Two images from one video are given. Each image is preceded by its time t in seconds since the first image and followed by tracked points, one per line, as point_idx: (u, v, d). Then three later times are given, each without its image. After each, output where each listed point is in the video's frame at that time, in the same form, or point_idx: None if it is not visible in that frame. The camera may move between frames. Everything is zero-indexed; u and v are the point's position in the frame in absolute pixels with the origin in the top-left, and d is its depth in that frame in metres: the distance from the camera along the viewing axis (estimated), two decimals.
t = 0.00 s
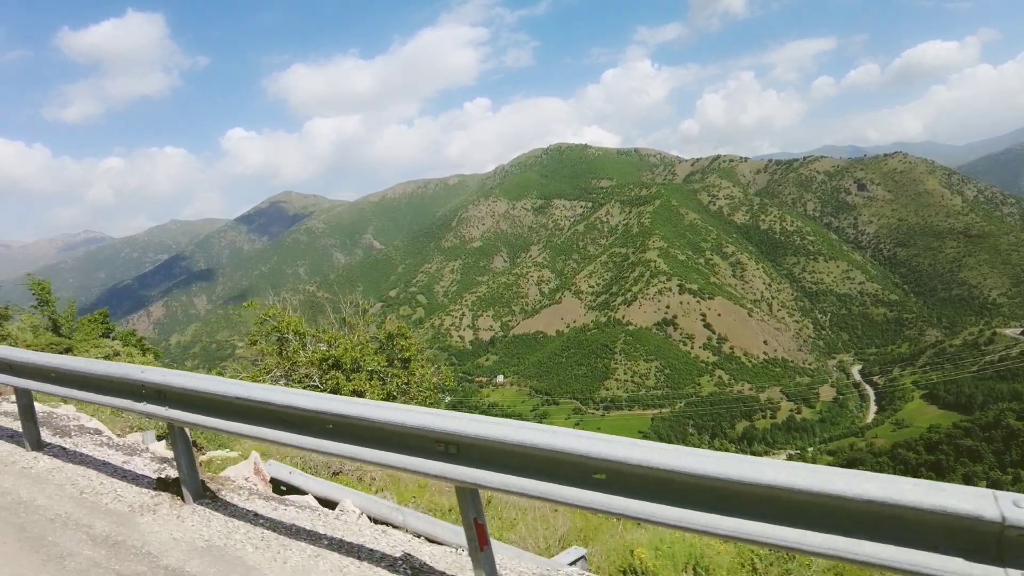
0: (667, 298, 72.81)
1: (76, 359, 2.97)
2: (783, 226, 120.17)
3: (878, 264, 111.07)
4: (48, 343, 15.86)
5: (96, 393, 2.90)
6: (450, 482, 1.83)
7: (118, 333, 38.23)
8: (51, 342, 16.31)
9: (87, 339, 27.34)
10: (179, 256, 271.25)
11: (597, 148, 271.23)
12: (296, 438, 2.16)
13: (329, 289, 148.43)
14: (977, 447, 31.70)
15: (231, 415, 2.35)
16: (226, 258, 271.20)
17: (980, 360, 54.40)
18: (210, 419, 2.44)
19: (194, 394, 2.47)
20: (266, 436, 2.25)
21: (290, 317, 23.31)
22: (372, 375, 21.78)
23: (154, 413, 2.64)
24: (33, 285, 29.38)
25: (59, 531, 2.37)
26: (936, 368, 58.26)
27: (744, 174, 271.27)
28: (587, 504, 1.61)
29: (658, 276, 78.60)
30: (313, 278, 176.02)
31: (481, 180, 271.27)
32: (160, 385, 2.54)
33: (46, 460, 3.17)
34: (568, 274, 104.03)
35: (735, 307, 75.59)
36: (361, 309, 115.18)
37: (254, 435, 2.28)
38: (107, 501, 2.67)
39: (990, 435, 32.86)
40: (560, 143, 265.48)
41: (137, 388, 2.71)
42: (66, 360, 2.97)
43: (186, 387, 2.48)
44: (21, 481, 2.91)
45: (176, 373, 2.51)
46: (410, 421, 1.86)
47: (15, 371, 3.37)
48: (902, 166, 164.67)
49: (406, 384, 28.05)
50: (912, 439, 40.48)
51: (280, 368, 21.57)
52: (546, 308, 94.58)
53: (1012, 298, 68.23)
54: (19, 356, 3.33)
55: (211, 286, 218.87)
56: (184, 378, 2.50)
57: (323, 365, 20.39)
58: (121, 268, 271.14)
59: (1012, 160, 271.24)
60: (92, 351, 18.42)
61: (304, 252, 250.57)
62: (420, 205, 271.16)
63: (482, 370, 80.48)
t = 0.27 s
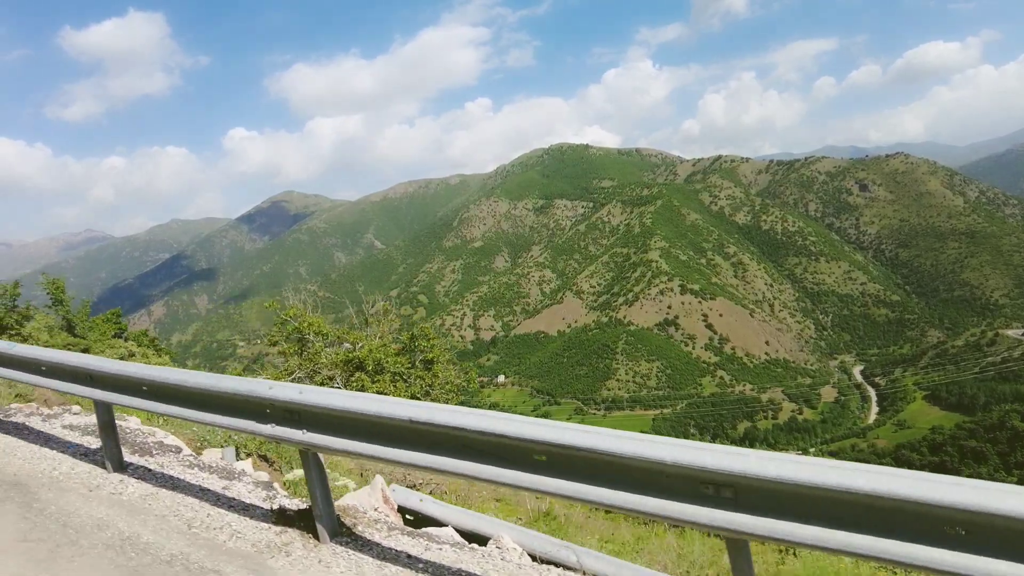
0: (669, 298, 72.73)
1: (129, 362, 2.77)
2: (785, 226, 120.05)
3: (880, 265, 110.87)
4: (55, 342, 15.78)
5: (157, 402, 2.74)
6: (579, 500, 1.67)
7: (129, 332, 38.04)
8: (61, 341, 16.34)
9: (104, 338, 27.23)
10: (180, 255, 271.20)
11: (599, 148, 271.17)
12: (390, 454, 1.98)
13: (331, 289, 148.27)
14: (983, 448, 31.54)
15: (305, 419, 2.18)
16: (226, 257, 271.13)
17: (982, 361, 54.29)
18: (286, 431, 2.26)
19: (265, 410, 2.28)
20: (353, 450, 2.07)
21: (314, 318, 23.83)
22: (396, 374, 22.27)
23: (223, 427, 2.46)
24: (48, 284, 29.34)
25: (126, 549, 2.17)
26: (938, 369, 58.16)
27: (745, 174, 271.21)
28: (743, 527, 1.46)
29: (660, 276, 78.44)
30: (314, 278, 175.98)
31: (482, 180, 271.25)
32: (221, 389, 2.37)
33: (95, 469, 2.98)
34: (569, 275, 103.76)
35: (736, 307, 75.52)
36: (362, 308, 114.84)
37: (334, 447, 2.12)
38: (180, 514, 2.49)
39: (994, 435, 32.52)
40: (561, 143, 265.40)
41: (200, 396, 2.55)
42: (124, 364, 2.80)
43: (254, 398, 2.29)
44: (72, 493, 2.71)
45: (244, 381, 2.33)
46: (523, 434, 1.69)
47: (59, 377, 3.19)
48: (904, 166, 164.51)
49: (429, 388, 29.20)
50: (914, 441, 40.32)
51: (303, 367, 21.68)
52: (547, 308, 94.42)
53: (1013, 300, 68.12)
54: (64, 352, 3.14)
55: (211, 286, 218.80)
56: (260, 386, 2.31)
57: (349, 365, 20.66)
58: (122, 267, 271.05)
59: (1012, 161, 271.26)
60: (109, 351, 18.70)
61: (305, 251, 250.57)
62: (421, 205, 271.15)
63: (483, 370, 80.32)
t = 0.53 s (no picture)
0: (670, 299, 72.54)
1: (214, 368, 2.44)
2: (786, 227, 119.89)
3: (881, 266, 110.66)
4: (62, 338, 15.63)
5: (254, 415, 2.38)
6: (828, 543, 1.37)
7: (145, 333, 37.91)
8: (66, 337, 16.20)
9: (119, 338, 27.12)
10: (182, 254, 271.22)
11: (600, 148, 271.15)
12: (583, 485, 1.63)
13: (332, 288, 148.14)
14: (989, 450, 31.38)
15: (367, 426, 2.04)
16: (228, 257, 271.21)
17: (984, 362, 54.17)
18: (434, 447, 1.93)
19: (419, 421, 1.93)
20: (528, 479, 1.73)
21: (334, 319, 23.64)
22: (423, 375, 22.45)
23: (340, 444, 2.13)
24: (64, 283, 29.22)
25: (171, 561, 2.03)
26: (940, 370, 58.02)
27: (747, 175, 271.22)
28: (883, 550, 1.31)
29: (661, 277, 78.27)
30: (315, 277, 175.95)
31: (484, 180, 271.27)
32: (361, 410, 2.01)
33: (169, 491, 2.61)
34: (571, 274, 103.53)
35: (738, 308, 75.35)
36: (364, 307, 114.53)
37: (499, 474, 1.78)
38: (237, 527, 2.33)
39: (1000, 437, 32.28)
40: (563, 143, 265.33)
41: (305, 407, 2.21)
42: (205, 370, 2.45)
43: (403, 416, 1.94)
44: (154, 516, 2.32)
45: (380, 392, 2.00)
46: (778, 465, 1.36)
47: (120, 387, 2.85)
48: (906, 167, 164.33)
49: (457, 388, 30.25)
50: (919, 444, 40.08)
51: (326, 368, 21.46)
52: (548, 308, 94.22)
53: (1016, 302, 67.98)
54: (125, 358, 2.80)
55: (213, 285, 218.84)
56: (391, 396, 1.97)
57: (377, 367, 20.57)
58: (123, 266, 271.08)
59: (1013, 162, 271.35)
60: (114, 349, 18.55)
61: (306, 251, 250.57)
62: (422, 205, 271.15)
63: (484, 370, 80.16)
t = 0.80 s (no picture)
0: (672, 299, 72.51)
1: (372, 389, 2.28)
2: (788, 228, 119.76)
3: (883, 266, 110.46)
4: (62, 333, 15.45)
5: (360, 432, 2.29)
6: (868, 544, 1.45)
7: (162, 334, 37.20)
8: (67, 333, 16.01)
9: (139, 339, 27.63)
10: (183, 254, 271.29)
11: (601, 149, 271.15)
12: (741, 515, 1.59)
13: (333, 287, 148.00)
14: (995, 452, 31.31)
15: (418, 432, 2.15)
16: (229, 256, 271.29)
17: (987, 364, 54.09)
18: (659, 488, 1.74)
19: (506, 437, 1.96)
20: (823, 535, 1.51)
21: (369, 323, 26.25)
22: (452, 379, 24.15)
23: (537, 484, 1.92)
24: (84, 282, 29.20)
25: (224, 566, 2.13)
26: (942, 371, 57.94)
27: (748, 175, 271.21)
28: (938, 556, 1.36)
29: (663, 277, 78.23)
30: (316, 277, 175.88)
31: (485, 181, 271.34)
32: (408, 415, 2.11)
33: (277, 524, 2.51)
34: (572, 274, 103.40)
35: (740, 308, 75.33)
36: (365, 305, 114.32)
37: (778, 528, 1.56)
38: (284, 536, 2.41)
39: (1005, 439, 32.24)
40: (564, 144, 265.30)
41: (486, 440, 2.04)
42: (357, 391, 2.31)
43: (617, 451, 1.76)
44: (319, 572, 2.13)
45: (509, 409, 1.92)
46: (991, 503, 1.27)
47: (246, 409, 2.70)
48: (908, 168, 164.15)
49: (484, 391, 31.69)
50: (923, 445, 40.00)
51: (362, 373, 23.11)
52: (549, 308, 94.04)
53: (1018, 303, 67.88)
54: (257, 376, 2.65)
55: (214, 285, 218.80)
56: (617, 429, 1.77)
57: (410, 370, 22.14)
58: (125, 265, 271.22)
59: (1015, 163, 271.26)
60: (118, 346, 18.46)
61: (307, 251, 250.63)
62: (423, 205, 271.21)
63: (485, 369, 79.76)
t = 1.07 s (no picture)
0: (674, 300, 72.40)
1: (591, 417, 1.99)
2: (789, 229, 119.64)
3: (885, 267, 110.30)
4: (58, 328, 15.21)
5: (404, 435, 2.37)
6: (907, 554, 1.50)
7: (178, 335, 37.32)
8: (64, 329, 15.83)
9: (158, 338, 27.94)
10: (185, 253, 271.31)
11: (603, 149, 271.07)
12: (781, 521, 1.66)
13: (333, 287, 147.96)
14: (998, 454, 31.22)
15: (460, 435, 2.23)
16: (231, 256, 271.36)
17: (989, 365, 54.00)
18: (1000, 553, 1.41)
19: (548, 442, 2.05)
20: (862, 542, 1.56)
21: (393, 324, 26.45)
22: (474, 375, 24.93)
23: (819, 537, 1.60)
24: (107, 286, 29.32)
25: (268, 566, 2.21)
26: (944, 373, 57.86)
27: (751, 176, 271.10)
28: (971, 560, 1.43)
29: (664, 278, 78.11)
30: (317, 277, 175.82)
31: (486, 181, 271.37)
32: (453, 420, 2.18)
33: (317, 527, 2.58)
34: (573, 275, 103.21)
35: (741, 309, 75.29)
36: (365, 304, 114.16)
37: (819, 535, 1.61)
38: (322, 535, 2.49)
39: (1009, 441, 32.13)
40: (566, 144, 265.26)
41: (752, 482, 1.74)
42: (560, 419, 2.04)
43: (660, 454, 1.83)
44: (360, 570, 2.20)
45: (553, 415, 2.01)
46: None
47: (408, 436, 2.42)
48: (910, 169, 163.90)
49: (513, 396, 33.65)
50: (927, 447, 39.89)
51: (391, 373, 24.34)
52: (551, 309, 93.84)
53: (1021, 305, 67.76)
54: (421, 398, 2.36)
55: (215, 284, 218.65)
56: (660, 435, 1.85)
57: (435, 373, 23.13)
58: (127, 264, 271.35)
59: (1017, 165, 271.25)
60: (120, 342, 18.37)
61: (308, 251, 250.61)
62: (425, 205, 271.24)
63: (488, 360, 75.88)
